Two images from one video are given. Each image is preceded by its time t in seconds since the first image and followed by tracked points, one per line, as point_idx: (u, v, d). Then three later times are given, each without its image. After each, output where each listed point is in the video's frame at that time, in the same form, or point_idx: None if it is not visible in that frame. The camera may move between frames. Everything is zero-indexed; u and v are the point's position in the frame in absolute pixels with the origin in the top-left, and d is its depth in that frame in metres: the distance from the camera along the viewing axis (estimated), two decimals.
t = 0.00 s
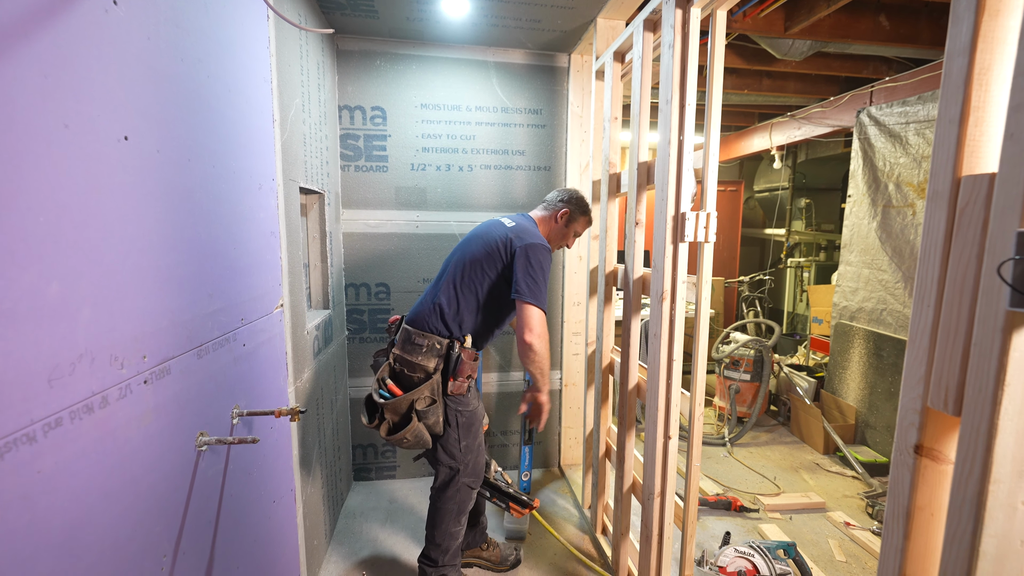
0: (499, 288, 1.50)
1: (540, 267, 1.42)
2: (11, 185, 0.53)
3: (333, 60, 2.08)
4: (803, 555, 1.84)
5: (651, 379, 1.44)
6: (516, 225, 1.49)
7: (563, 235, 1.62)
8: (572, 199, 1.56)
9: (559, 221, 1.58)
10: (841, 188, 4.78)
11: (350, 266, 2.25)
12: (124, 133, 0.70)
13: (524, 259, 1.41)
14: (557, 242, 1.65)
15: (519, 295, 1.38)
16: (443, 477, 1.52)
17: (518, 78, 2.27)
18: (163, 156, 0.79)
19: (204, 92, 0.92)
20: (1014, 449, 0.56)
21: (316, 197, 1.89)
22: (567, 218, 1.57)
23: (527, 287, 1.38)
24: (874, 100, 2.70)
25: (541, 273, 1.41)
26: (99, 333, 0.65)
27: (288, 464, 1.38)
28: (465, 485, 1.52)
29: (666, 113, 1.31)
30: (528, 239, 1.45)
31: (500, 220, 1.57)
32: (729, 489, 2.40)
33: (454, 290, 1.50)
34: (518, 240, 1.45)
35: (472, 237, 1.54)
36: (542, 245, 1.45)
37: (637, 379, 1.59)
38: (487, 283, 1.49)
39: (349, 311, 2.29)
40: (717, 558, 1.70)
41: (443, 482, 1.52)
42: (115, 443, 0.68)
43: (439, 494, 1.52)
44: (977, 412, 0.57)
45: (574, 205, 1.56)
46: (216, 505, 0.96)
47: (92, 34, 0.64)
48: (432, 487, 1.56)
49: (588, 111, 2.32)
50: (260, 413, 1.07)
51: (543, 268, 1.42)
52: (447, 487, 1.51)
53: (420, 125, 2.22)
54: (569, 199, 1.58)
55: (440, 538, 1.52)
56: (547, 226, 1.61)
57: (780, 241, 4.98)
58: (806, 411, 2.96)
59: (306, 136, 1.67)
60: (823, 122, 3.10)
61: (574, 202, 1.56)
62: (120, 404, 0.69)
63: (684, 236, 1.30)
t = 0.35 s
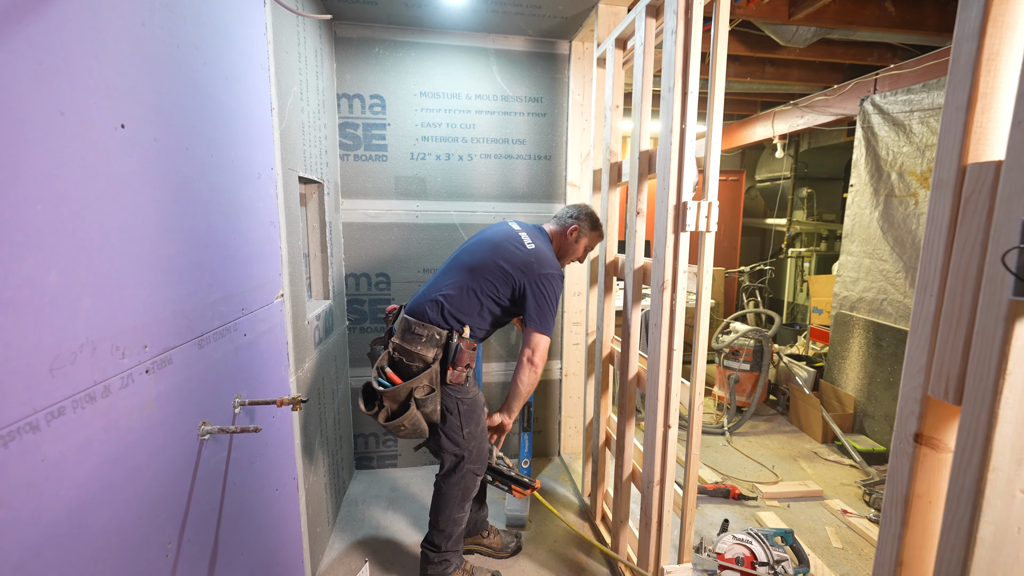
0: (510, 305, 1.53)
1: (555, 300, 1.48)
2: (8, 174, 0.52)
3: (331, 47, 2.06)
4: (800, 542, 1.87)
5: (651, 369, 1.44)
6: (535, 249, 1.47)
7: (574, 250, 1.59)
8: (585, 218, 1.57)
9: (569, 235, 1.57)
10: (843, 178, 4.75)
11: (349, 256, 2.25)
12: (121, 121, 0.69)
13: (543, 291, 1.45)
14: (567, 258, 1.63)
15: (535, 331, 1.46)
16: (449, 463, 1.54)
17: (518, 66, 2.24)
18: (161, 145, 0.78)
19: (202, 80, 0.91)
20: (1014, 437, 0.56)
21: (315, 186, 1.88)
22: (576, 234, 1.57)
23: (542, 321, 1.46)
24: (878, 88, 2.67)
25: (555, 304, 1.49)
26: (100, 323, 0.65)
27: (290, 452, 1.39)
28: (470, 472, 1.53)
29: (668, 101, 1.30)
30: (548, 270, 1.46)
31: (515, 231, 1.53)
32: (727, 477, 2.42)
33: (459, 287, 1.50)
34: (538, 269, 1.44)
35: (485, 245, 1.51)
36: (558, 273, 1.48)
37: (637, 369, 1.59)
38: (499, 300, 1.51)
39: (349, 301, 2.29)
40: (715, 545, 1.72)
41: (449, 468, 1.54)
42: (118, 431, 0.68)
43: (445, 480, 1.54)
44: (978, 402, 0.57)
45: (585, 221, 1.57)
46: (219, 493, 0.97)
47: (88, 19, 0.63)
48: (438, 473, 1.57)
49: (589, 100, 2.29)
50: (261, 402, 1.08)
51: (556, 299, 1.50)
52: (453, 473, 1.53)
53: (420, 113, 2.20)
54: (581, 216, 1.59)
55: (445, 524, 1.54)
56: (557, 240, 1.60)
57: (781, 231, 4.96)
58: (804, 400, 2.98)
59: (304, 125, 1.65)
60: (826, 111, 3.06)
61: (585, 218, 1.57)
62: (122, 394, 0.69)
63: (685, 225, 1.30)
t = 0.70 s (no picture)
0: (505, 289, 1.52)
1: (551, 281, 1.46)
2: (4, 163, 0.52)
3: (329, 35, 2.03)
4: (797, 530, 1.89)
5: (650, 360, 1.45)
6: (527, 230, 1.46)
7: (567, 235, 1.60)
8: (581, 199, 1.55)
9: (564, 219, 1.57)
10: (845, 168, 4.73)
11: (349, 247, 2.24)
12: (118, 110, 0.68)
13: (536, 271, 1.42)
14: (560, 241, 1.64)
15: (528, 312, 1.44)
16: (450, 452, 1.57)
17: (518, 54, 2.22)
18: (158, 134, 0.77)
19: (198, 68, 0.90)
20: (1011, 426, 0.56)
21: (313, 176, 1.87)
22: (570, 213, 1.55)
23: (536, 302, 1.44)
24: (881, 77, 2.64)
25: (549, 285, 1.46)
26: (100, 313, 0.65)
27: (292, 441, 1.40)
28: (471, 461, 1.55)
29: (670, 90, 1.29)
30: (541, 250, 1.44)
31: (506, 215, 1.52)
32: (725, 466, 2.44)
33: (452, 278, 1.50)
34: (530, 249, 1.43)
35: (476, 230, 1.51)
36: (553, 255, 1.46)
37: (637, 358, 1.60)
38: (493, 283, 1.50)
39: (349, 292, 2.29)
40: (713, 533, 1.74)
41: (449, 457, 1.57)
42: (120, 421, 0.69)
43: (446, 469, 1.57)
44: (976, 391, 0.58)
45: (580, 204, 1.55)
46: (221, 482, 0.98)
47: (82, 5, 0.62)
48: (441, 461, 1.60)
49: (589, 89, 2.27)
50: (263, 392, 1.08)
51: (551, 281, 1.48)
52: (454, 462, 1.55)
53: (419, 102, 2.18)
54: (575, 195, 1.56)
55: (445, 512, 1.55)
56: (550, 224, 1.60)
57: (782, 222, 4.95)
58: (803, 390, 3.00)
59: (302, 114, 1.64)
60: (828, 100, 3.06)
61: (578, 196, 1.55)
62: (124, 383, 0.70)
63: (686, 215, 1.29)
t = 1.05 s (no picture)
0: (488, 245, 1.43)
1: (501, 200, 1.32)
2: None
3: (324, 18, 2.00)
4: (791, 512, 1.92)
5: (648, 345, 1.45)
6: (478, 173, 1.42)
7: (532, 144, 1.57)
8: (504, 111, 1.53)
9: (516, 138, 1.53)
10: (846, 154, 4.70)
11: (347, 234, 2.23)
12: (110, 95, 0.67)
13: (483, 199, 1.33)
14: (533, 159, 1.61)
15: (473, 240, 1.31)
16: (477, 434, 1.55)
17: (516, 37, 2.19)
18: (153, 119, 0.77)
19: (191, 52, 0.89)
20: (1003, 408, 0.57)
21: (310, 163, 1.85)
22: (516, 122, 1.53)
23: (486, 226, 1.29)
24: (884, 61, 2.61)
25: (503, 207, 1.32)
26: (99, 300, 0.65)
27: (292, 427, 1.41)
28: (498, 443, 1.55)
29: (670, 75, 1.27)
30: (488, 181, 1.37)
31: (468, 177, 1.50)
32: (722, 451, 2.47)
33: (450, 262, 1.48)
34: (479, 186, 1.38)
35: (451, 207, 1.53)
36: (509, 182, 1.36)
37: (635, 345, 1.61)
38: (464, 236, 1.43)
39: (348, 279, 2.29)
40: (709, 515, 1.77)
41: (476, 439, 1.56)
42: (122, 407, 0.69)
43: (472, 450, 1.56)
44: (969, 375, 0.58)
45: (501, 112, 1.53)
46: (224, 468, 0.99)
47: None
48: (464, 440, 1.59)
49: (589, 73, 2.25)
50: (263, 378, 1.09)
51: (504, 203, 1.32)
52: (481, 444, 1.55)
53: (416, 87, 2.16)
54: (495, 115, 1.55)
55: (465, 492, 1.57)
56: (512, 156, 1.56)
57: (781, 208, 4.94)
58: (799, 376, 3.02)
59: (298, 99, 1.62)
60: (831, 85, 2.99)
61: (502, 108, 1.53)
62: (124, 369, 0.70)
63: (684, 202, 1.29)
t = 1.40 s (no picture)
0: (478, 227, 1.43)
1: (456, 181, 1.31)
2: None
3: (323, 10, 1.98)
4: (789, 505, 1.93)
5: (648, 339, 1.45)
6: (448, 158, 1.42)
7: (511, 111, 1.45)
8: (472, 80, 1.41)
9: (491, 109, 1.43)
10: (846, 147, 4.68)
11: (347, 228, 2.23)
12: (108, 87, 0.67)
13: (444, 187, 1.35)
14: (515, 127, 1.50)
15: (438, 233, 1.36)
16: (477, 436, 1.56)
17: (516, 29, 2.17)
18: (151, 112, 0.76)
19: (189, 43, 0.88)
20: (1001, 401, 0.57)
21: (309, 156, 1.85)
22: (488, 97, 1.41)
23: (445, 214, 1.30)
24: (887, 53, 2.59)
25: (461, 187, 1.30)
26: (99, 293, 0.65)
27: (293, 420, 1.41)
28: (498, 445, 1.56)
29: (671, 67, 1.26)
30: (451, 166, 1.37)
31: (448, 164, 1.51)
32: (721, 444, 2.48)
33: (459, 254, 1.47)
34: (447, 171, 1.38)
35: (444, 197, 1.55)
36: (470, 159, 1.33)
37: (635, 339, 1.62)
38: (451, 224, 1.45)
39: (348, 273, 2.29)
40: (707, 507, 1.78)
41: (476, 441, 1.56)
42: (124, 400, 0.70)
43: (473, 451, 1.56)
44: (968, 368, 0.59)
45: (467, 80, 1.41)
46: (225, 460, 0.99)
47: None
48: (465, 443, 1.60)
49: (589, 65, 2.23)
50: (264, 371, 1.09)
51: (464, 183, 1.31)
52: (480, 446, 1.55)
53: (415, 80, 2.14)
54: (463, 86, 1.42)
55: (472, 493, 1.57)
56: (491, 129, 1.45)
57: (782, 202, 4.93)
58: (798, 370, 3.03)
59: (297, 92, 1.61)
60: (832, 77, 2.99)
61: (467, 84, 1.41)
62: (126, 363, 0.70)
63: (685, 195, 1.29)
